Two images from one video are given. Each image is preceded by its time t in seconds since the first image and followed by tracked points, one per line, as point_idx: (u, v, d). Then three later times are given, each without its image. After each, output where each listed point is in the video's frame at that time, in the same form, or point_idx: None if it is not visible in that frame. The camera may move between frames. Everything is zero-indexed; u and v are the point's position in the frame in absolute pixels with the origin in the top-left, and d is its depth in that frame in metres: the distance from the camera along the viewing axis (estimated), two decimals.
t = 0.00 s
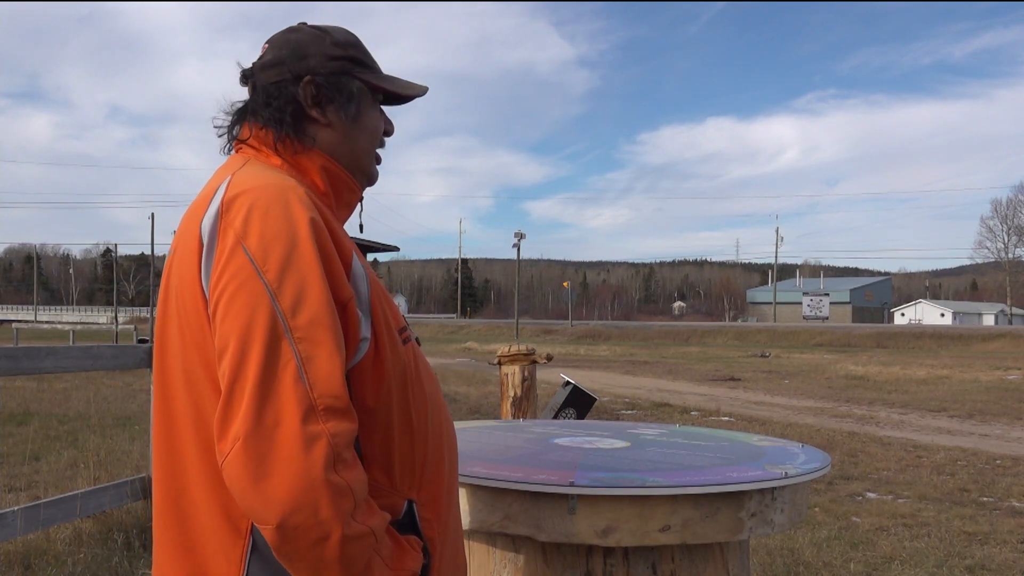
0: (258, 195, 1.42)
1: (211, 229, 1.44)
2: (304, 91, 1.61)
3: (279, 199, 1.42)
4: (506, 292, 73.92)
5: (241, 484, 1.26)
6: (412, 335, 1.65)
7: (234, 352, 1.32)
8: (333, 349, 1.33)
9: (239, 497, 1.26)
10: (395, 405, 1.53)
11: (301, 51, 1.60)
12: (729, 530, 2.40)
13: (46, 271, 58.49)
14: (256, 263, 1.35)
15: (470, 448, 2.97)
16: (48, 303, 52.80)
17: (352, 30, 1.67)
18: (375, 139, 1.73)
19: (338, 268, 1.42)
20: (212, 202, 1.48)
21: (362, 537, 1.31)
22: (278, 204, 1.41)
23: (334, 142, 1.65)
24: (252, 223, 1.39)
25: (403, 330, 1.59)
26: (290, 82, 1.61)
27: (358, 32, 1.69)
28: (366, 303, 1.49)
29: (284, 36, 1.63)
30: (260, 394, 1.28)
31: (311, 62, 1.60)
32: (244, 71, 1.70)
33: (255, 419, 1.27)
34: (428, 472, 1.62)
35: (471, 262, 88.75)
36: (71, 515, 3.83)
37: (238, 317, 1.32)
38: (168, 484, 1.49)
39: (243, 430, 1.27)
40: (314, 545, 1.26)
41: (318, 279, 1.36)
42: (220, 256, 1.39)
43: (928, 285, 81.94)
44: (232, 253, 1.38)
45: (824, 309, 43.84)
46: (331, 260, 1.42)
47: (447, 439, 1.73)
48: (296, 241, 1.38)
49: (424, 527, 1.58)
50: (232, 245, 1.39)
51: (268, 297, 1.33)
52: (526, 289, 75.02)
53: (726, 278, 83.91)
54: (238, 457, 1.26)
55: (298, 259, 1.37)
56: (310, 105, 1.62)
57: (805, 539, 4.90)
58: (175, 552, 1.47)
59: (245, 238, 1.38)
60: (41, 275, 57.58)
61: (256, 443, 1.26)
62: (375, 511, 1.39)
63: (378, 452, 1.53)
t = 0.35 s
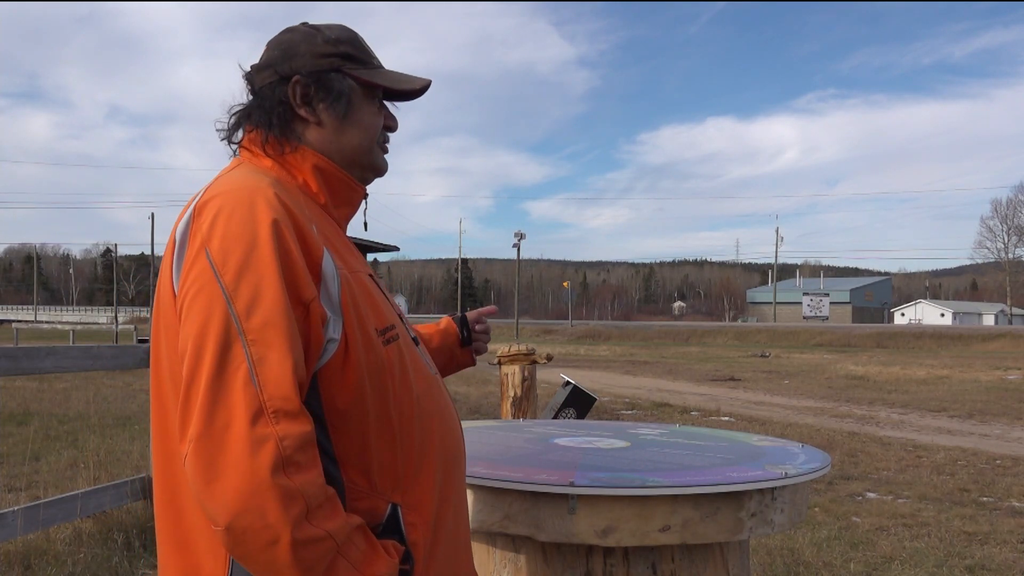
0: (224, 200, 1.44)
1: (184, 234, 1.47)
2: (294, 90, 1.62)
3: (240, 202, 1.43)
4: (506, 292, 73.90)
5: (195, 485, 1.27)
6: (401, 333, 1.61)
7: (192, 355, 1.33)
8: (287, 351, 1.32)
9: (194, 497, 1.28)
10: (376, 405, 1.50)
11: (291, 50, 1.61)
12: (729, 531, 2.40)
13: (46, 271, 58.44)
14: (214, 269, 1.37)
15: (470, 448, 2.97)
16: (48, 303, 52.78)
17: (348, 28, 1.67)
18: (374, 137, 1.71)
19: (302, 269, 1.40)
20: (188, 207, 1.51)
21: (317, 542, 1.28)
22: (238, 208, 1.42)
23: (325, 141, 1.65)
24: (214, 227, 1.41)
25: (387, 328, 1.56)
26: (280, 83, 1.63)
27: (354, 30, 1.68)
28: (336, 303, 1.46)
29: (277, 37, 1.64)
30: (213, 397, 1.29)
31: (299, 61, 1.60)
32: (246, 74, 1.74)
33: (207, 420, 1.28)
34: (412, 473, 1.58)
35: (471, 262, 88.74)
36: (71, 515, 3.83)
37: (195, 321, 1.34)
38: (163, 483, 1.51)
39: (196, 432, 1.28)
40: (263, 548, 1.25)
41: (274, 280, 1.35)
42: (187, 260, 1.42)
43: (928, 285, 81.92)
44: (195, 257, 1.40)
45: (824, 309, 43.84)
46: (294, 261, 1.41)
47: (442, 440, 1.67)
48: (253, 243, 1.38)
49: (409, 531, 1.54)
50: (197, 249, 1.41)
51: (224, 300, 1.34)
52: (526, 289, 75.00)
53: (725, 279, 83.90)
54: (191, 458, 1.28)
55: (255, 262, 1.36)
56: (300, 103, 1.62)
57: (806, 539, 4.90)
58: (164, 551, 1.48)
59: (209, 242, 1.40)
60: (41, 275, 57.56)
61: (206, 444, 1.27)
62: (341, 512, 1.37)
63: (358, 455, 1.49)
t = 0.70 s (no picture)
0: (215, 202, 1.47)
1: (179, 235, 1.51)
2: (310, 92, 1.62)
3: (230, 204, 1.45)
4: (507, 292, 73.89)
5: (180, 481, 1.28)
6: (398, 332, 1.60)
7: (179, 353, 1.36)
8: (270, 351, 1.32)
9: (179, 495, 1.29)
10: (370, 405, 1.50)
11: (308, 51, 1.61)
12: (729, 531, 2.40)
13: (45, 271, 58.39)
14: (202, 267, 1.39)
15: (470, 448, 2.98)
16: (48, 303, 52.74)
17: (363, 32, 1.69)
18: (383, 142, 1.72)
19: (288, 268, 1.41)
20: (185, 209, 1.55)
21: (297, 542, 1.28)
22: (226, 209, 1.45)
23: (335, 145, 1.65)
24: (204, 227, 1.44)
25: (382, 327, 1.54)
26: (295, 83, 1.63)
27: (369, 34, 1.70)
28: (326, 302, 1.46)
29: (294, 36, 1.64)
30: (196, 394, 1.31)
31: (315, 63, 1.61)
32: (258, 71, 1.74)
33: (189, 418, 1.30)
34: (404, 475, 1.57)
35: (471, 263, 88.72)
36: (71, 515, 3.84)
37: (183, 319, 1.37)
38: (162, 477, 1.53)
39: (178, 430, 1.30)
40: (242, 546, 1.25)
41: (259, 278, 1.36)
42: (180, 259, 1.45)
43: (928, 285, 81.89)
44: (186, 257, 1.43)
45: (824, 309, 43.83)
46: (280, 261, 1.41)
47: (440, 441, 1.65)
48: (240, 243, 1.40)
49: (401, 534, 1.53)
50: (187, 248, 1.44)
51: (210, 300, 1.36)
52: (526, 288, 74.98)
53: (725, 279, 83.89)
54: (175, 455, 1.29)
55: (241, 262, 1.38)
56: (315, 106, 1.62)
57: (806, 539, 4.90)
58: (162, 544, 1.51)
59: (199, 243, 1.42)
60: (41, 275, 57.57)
61: (188, 441, 1.29)
62: (327, 511, 1.36)
63: (347, 455, 1.49)
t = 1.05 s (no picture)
0: (227, 200, 1.46)
1: (188, 233, 1.50)
2: (345, 99, 1.62)
3: (243, 202, 1.45)
4: (507, 292, 73.90)
5: (190, 480, 1.28)
6: (404, 334, 1.60)
7: (190, 351, 1.35)
8: (284, 351, 1.32)
9: (188, 492, 1.28)
10: (379, 407, 1.50)
11: (350, 60, 1.62)
12: (729, 531, 2.40)
13: (45, 271, 58.38)
14: (216, 265, 1.38)
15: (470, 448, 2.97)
16: (48, 303, 52.75)
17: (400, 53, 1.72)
18: (397, 159, 1.75)
19: (302, 268, 1.41)
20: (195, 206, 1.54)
21: (309, 542, 1.27)
22: (240, 207, 1.44)
23: (358, 154, 1.66)
24: (217, 224, 1.43)
25: (390, 329, 1.54)
26: (331, 87, 1.62)
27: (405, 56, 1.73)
28: (337, 303, 1.46)
29: (333, 39, 1.64)
30: (209, 391, 1.31)
31: (356, 73, 1.62)
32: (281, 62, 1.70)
33: (201, 416, 1.29)
34: (409, 476, 1.57)
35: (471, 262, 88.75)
36: (71, 515, 3.84)
37: (195, 316, 1.36)
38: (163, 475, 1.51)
39: (190, 428, 1.29)
40: (253, 545, 1.25)
41: (273, 277, 1.36)
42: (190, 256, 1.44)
43: (928, 286, 81.85)
44: (197, 254, 1.43)
45: (824, 309, 43.83)
46: (295, 260, 1.41)
47: (443, 443, 1.65)
48: (254, 242, 1.39)
49: (405, 535, 1.53)
50: (199, 245, 1.43)
51: (224, 299, 1.36)
52: (526, 288, 74.95)
53: (725, 279, 83.89)
54: (186, 452, 1.29)
55: (256, 260, 1.38)
56: (347, 114, 1.63)
57: (806, 539, 4.90)
58: (162, 544, 1.50)
59: (211, 240, 1.42)
60: (41, 275, 57.58)
61: (199, 440, 1.29)
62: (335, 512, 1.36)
63: (353, 455, 1.48)
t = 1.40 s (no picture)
0: (251, 196, 1.45)
1: (208, 227, 1.48)
2: (354, 102, 1.63)
3: (270, 198, 1.44)
4: (507, 292, 73.92)
5: (219, 477, 1.27)
6: (417, 333, 1.62)
7: (216, 348, 1.34)
8: (315, 349, 1.32)
9: (217, 489, 1.28)
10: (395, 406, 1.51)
11: (354, 60, 1.62)
12: (728, 531, 2.40)
13: (46, 271, 58.39)
14: (246, 261, 1.37)
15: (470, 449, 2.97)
16: (48, 303, 52.75)
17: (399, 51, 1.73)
18: (399, 158, 1.77)
19: (330, 267, 1.41)
20: (212, 201, 1.51)
21: (339, 538, 1.29)
22: (267, 203, 1.43)
23: (365, 155, 1.67)
24: (243, 220, 1.41)
25: (406, 329, 1.56)
26: (336, 89, 1.62)
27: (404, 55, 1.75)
28: (360, 301, 1.47)
29: (335, 41, 1.64)
30: (239, 388, 1.30)
31: (361, 73, 1.63)
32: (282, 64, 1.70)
33: (232, 412, 1.29)
34: (423, 474, 1.57)
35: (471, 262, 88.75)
36: (71, 515, 3.84)
37: (221, 313, 1.35)
38: (175, 472, 1.49)
39: (219, 426, 1.28)
40: (285, 542, 1.26)
41: (304, 276, 1.36)
42: (213, 251, 1.42)
43: (927, 286, 81.83)
44: (221, 250, 1.41)
45: (824, 309, 43.84)
46: (322, 259, 1.41)
47: (451, 443, 1.66)
48: (283, 240, 1.39)
49: (419, 532, 1.54)
50: (225, 241, 1.41)
51: (253, 295, 1.35)
52: (526, 288, 74.94)
53: (725, 279, 83.89)
54: (216, 450, 1.28)
55: (284, 258, 1.37)
56: (356, 116, 1.63)
57: (806, 539, 4.90)
58: (175, 541, 1.47)
59: (237, 236, 1.40)
60: (41, 275, 57.58)
61: (229, 437, 1.28)
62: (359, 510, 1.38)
63: (372, 457, 1.49)
